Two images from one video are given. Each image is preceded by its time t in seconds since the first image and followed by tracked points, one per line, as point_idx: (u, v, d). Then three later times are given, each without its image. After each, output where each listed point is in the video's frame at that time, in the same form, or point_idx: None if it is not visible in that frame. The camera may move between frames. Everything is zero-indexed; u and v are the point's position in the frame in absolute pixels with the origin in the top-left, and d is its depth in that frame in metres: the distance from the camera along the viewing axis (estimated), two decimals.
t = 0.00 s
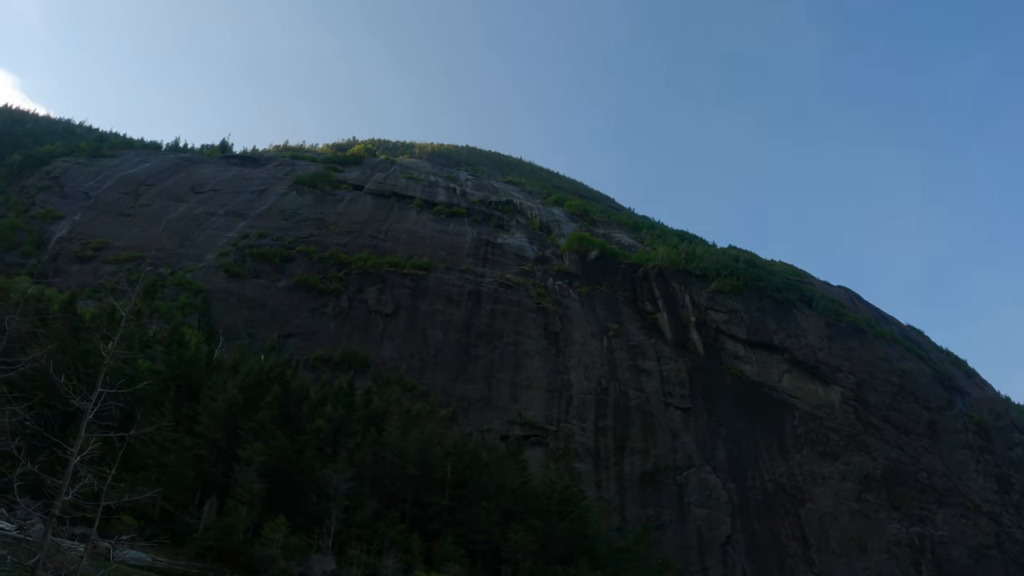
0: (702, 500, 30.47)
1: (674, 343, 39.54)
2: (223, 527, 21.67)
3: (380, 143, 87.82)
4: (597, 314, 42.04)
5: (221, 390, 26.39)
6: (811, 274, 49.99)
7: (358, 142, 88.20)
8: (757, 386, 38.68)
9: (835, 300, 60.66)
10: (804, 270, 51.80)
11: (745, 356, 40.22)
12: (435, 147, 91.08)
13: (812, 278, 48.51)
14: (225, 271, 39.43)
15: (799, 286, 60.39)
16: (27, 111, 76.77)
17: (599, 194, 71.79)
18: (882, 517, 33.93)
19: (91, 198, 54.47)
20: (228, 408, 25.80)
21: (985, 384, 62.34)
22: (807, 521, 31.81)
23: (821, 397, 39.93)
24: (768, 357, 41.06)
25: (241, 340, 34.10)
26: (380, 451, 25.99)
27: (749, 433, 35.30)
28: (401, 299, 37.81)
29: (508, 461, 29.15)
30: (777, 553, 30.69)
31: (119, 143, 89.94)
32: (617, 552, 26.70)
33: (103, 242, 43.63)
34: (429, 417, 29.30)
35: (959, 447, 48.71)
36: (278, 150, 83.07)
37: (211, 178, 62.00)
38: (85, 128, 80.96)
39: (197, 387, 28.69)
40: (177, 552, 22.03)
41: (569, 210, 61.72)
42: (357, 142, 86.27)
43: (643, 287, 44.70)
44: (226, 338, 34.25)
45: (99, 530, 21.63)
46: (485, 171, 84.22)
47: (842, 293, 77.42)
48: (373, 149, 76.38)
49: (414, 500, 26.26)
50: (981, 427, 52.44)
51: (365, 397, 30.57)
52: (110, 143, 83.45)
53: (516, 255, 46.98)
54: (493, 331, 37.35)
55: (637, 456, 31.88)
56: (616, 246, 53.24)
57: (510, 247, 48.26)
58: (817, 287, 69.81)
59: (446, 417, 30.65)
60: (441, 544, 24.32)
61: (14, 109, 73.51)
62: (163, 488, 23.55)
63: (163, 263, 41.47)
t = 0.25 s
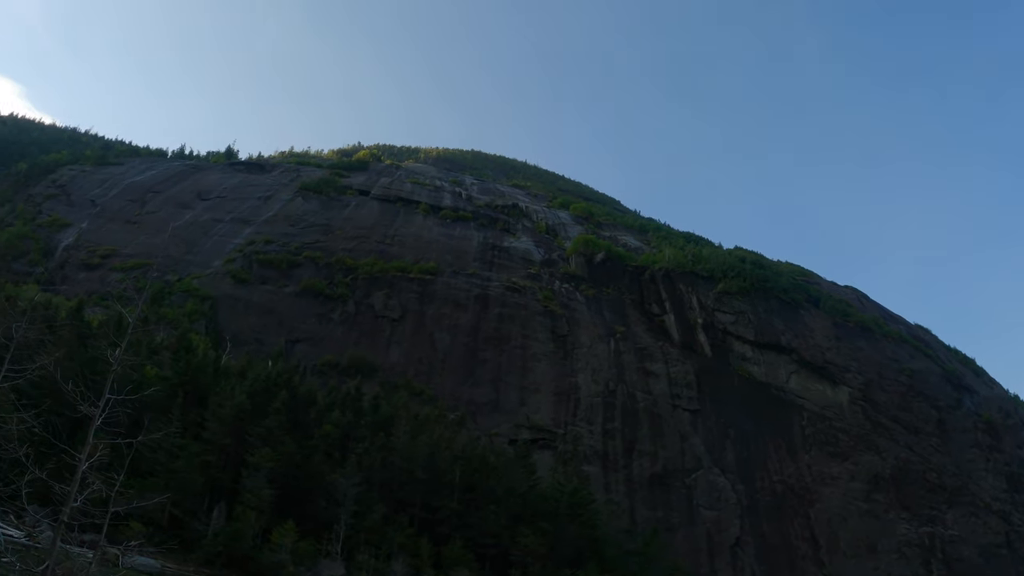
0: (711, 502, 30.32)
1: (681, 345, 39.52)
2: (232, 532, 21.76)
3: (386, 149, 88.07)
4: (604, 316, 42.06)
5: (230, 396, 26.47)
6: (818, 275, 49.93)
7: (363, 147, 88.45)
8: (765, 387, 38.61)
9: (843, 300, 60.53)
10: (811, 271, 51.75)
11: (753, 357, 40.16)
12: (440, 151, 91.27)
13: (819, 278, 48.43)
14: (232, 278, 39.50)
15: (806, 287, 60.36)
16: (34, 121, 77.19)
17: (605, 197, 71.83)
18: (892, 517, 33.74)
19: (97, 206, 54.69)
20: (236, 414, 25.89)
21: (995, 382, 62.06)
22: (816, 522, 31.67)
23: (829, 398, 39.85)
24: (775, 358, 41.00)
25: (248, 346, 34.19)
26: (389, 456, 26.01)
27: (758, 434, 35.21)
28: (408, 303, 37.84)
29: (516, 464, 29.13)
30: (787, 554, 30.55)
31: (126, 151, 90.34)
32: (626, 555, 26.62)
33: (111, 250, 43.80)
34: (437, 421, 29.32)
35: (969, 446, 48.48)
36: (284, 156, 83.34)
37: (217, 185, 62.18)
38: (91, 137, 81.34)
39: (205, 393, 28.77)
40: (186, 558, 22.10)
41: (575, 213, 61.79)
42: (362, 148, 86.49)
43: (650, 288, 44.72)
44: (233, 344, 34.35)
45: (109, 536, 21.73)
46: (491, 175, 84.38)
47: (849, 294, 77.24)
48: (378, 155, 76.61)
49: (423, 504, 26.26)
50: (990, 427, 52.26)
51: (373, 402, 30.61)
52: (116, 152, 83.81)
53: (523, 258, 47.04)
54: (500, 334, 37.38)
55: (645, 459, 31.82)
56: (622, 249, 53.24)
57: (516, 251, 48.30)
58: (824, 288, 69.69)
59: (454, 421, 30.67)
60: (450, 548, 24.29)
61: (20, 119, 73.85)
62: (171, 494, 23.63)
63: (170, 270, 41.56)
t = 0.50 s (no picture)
0: (721, 503, 30.24)
1: (689, 347, 39.45)
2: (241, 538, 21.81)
3: (391, 153, 88.31)
4: (611, 319, 42.02)
5: (238, 402, 26.52)
6: (825, 275, 49.83)
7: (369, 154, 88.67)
8: (773, 388, 38.50)
9: (850, 300, 60.39)
10: (818, 271, 51.70)
11: (761, 358, 40.06)
12: (446, 156, 91.45)
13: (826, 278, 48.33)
14: (239, 284, 39.53)
15: (813, 287, 60.31)
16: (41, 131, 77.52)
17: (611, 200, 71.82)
18: (902, 517, 33.59)
19: (104, 214, 54.86)
20: (244, 420, 25.93)
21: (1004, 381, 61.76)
22: (826, 523, 31.50)
23: (838, 398, 39.76)
24: (784, 359, 40.90)
25: (256, 352, 34.23)
26: (397, 460, 26.01)
27: (767, 435, 35.09)
28: (415, 308, 37.85)
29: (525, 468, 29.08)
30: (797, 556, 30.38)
31: (132, 160, 90.71)
32: (636, 557, 26.51)
33: (117, 258, 43.93)
34: (446, 426, 29.30)
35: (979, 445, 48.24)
36: (290, 163, 83.57)
37: (223, 192, 62.33)
38: (98, 146, 81.65)
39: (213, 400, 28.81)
40: (195, 564, 22.15)
41: (581, 217, 61.84)
42: (368, 154, 86.69)
43: (657, 291, 44.72)
44: (241, 350, 34.40)
45: (118, 543, 21.79)
46: (496, 180, 84.50)
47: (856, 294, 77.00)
48: (384, 160, 76.76)
49: (432, 509, 26.22)
50: (999, 425, 52.06)
51: (381, 407, 30.62)
52: (122, 159, 84.09)
53: (529, 262, 47.06)
54: (507, 338, 37.38)
55: (654, 461, 31.72)
56: (628, 251, 53.29)
57: (522, 255, 48.38)
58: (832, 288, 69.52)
59: (463, 426, 30.67)
60: (460, 552, 24.23)
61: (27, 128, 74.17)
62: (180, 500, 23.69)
63: (177, 276, 41.63)
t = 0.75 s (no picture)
0: (732, 506, 30.00)
1: (698, 349, 39.33)
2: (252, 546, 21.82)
3: (397, 160, 88.48)
4: (619, 323, 41.93)
5: (247, 411, 26.51)
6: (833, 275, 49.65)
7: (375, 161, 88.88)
8: (784, 390, 38.33)
9: (859, 300, 60.16)
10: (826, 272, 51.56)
11: (771, 360, 39.90)
12: (452, 163, 91.62)
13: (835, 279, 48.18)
14: (247, 292, 39.59)
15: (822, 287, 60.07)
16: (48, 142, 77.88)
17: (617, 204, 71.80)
18: (914, 518, 33.33)
19: (111, 224, 55.03)
20: (254, 429, 25.94)
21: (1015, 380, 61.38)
22: (838, 524, 31.28)
23: (848, 399, 39.56)
24: (793, 361, 40.74)
25: (265, 360, 34.24)
26: (407, 467, 25.95)
27: (778, 437, 34.90)
28: (423, 314, 37.82)
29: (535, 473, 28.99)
30: (809, 558, 30.16)
31: (139, 170, 91.05)
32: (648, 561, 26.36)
33: (126, 267, 44.02)
34: (455, 432, 29.24)
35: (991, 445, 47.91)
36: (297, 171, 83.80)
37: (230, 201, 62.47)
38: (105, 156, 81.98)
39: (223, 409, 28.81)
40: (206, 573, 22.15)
41: (588, 221, 61.81)
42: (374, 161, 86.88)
43: (665, 294, 44.63)
44: (250, 359, 34.42)
45: (129, 552, 21.81)
46: (503, 185, 84.61)
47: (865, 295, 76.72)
48: (390, 167, 76.93)
49: (443, 515, 26.13)
50: (1011, 423, 51.62)
51: (391, 414, 30.59)
52: (130, 168, 84.46)
53: (537, 267, 47.04)
54: (516, 344, 37.33)
55: (665, 465, 31.55)
56: (636, 255, 53.25)
57: (530, 260, 48.37)
58: (840, 289, 69.28)
59: (473, 432, 30.61)
60: (471, 558, 24.13)
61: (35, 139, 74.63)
62: (190, 509, 23.71)
63: (185, 285, 41.70)
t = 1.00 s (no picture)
0: (737, 507, 29.91)
1: (703, 351, 39.26)
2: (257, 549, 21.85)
3: (401, 162, 88.63)
4: (624, 325, 41.95)
5: (252, 415, 26.53)
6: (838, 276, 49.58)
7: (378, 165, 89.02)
8: (788, 391, 38.25)
9: (863, 300, 60.03)
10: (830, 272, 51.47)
11: (775, 361, 39.82)
12: (455, 166, 91.80)
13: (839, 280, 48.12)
14: (251, 296, 39.72)
15: (826, 288, 59.96)
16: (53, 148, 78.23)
17: (621, 205, 71.78)
18: (920, 518, 33.20)
19: (115, 230, 55.15)
20: (258, 432, 25.96)
21: (1020, 379, 61.09)
22: (844, 525, 31.15)
23: (854, 399, 39.47)
24: (798, 362, 40.60)
25: (270, 364, 34.24)
26: (413, 470, 25.90)
27: (782, 438, 34.78)
28: (428, 317, 37.82)
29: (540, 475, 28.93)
30: (816, 558, 30.05)
31: (143, 175, 91.28)
32: (653, 563, 26.27)
33: (130, 272, 44.10)
34: (461, 434, 29.19)
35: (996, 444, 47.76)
36: (301, 174, 83.90)
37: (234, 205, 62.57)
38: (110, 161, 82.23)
39: (228, 412, 28.85)
40: None
41: (591, 223, 61.83)
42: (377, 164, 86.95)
43: (669, 296, 44.61)
44: (255, 362, 34.47)
45: (135, 556, 21.89)
46: (506, 187, 84.75)
47: (869, 295, 76.59)
48: (393, 171, 77.02)
49: (448, 518, 26.11)
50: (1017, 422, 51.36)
51: (396, 417, 30.59)
52: (134, 173, 84.73)
53: (540, 269, 47.05)
54: (521, 346, 37.31)
55: (670, 466, 31.47)
56: (640, 257, 53.29)
57: (534, 262, 48.40)
58: (844, 289, 69.03)
59: (478, 434, 30.57)
60: (476, 561, 24.12)
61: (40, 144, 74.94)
62: (195, 512, 23.76)
63: (189, 289, 41.78)
